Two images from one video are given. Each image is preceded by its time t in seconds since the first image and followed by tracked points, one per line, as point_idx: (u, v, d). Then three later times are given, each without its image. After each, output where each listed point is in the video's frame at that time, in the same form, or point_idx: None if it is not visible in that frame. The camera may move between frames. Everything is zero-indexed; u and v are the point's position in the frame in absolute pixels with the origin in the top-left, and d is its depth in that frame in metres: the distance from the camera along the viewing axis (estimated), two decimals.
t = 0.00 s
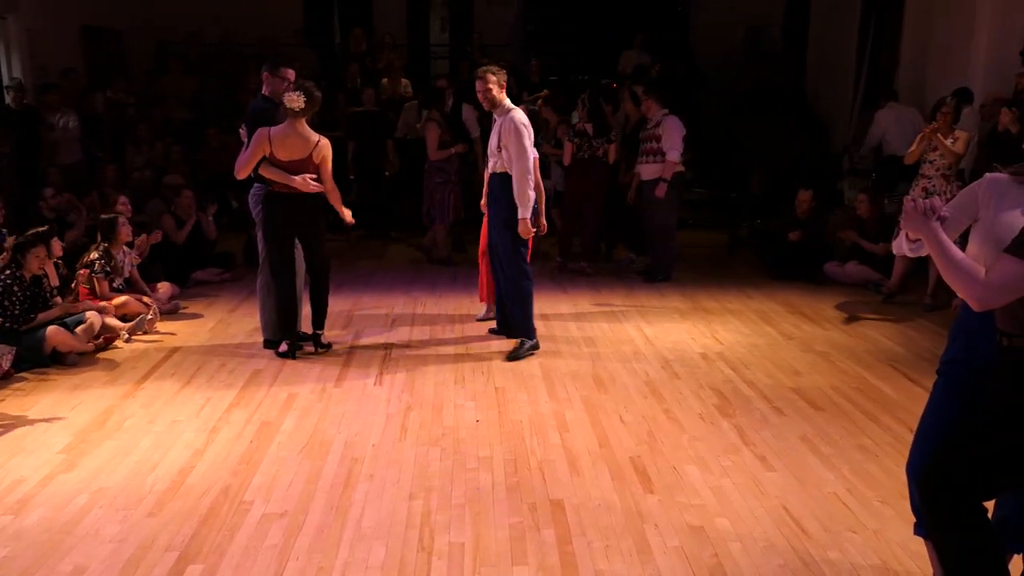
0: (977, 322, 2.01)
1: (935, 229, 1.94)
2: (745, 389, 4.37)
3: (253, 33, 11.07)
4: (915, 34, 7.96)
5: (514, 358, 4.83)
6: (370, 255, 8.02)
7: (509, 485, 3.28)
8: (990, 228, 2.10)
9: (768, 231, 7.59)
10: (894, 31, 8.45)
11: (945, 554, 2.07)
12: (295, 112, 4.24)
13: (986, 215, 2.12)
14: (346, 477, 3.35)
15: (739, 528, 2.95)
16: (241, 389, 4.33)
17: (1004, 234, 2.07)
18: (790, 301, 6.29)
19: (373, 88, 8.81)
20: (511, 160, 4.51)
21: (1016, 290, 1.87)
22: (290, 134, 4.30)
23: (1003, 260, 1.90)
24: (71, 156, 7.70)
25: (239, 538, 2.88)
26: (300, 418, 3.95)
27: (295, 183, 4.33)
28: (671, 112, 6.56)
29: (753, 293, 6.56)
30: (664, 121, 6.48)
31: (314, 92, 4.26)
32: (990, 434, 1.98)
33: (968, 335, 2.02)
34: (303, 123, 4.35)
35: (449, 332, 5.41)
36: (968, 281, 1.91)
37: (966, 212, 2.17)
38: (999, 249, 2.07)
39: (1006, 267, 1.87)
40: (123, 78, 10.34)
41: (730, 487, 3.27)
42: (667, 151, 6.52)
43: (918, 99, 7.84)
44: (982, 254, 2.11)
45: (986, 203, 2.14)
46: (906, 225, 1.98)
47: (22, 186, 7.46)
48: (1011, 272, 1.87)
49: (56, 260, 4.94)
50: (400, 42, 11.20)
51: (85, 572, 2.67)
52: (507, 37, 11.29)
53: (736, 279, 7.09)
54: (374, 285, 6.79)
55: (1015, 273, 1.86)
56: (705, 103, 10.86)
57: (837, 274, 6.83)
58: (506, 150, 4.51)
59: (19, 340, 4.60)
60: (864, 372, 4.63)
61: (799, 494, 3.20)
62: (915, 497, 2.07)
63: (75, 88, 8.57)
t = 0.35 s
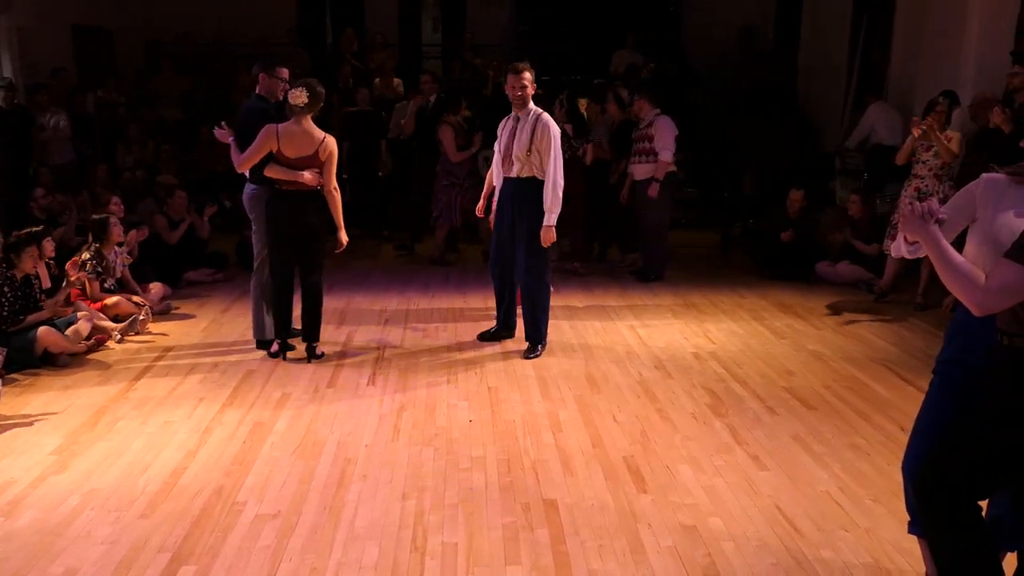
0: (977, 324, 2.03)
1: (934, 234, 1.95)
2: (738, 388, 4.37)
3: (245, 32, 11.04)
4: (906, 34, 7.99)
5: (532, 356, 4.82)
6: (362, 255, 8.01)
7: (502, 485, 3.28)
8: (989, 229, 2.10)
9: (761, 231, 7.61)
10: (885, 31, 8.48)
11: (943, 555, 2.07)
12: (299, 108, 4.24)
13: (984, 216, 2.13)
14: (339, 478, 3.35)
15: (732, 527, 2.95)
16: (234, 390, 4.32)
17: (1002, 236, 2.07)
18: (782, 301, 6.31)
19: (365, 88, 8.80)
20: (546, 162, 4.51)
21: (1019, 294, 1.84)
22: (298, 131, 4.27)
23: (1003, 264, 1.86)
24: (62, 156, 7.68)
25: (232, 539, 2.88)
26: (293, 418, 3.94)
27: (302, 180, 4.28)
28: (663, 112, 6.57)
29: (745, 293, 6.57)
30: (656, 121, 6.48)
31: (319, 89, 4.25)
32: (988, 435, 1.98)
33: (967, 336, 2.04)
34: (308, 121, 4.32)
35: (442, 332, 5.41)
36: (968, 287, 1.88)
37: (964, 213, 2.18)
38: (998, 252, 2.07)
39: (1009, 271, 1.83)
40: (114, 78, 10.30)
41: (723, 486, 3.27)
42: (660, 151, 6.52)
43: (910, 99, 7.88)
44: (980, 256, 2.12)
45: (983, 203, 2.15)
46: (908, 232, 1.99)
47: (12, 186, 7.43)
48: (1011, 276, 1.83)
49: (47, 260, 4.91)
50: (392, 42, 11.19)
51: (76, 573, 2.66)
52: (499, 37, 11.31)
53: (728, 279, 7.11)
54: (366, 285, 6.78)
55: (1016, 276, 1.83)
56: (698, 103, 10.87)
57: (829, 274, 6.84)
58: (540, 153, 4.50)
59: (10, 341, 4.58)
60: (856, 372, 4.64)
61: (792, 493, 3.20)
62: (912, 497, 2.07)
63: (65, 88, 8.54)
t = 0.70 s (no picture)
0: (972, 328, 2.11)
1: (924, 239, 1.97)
2: (729, 388, 4.38)
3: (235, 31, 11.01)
4: (896, 34, 8.03)
5: (517, 373, 4.54)
6: (353, 256, 8.00)
7: (493, 485, 3.28)
8: (981, 232, 2.12)
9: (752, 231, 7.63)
10: (874, 32, 8.52)
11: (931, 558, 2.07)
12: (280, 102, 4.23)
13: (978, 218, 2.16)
14: (330, 478, 3.34)
15: (723, 526, 2.96)
16: (225, 391, 4.31)
17: (994, 238, 2.09)
18: (773, 300, 6.33)
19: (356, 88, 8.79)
20: (572, 172, 4.33)
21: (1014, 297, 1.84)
22: (284, 126, 4.27)
23: (996, 266, 1.86)
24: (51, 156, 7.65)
25: (222, 540, 2.87)
26: (284, 419, 3.93)
27: (293, 176, 4.27)
28: (654, 113, 6.58)
29: (736, 293, 6.58)
30: (647, 121, 6.49)
31: (294, 83, 4.22)
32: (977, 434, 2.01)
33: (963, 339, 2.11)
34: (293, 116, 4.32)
35: (433, 332, 5.41)
36: (959, 294, 1.89)
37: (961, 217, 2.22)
38: (990, 253, 2.09)
39: (1001, 273, 1.83)
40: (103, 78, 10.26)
41: (714, 485, 3.28)
42: (650, 150, 6.53)
43: (899, 99, 7.91)
44: (972, 258, 2.14)
45: (977, 205, 2.18)
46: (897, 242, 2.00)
47: None
48: (1004, 279, 1.82)
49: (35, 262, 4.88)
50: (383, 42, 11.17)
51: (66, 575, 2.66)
52: (490, 37, 11.32)
53: (719, 279, 7.13)
54: (357, 286, 6.77)
55: (1009, 278, 1.82)
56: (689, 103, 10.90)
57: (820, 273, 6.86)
58: (567, 162, 4.31)
59: None
60: (845, 371, 4.66)
61: (782, 492, 3.22)
62: (904, 498, 2.08)
63: (53, 87, 8.49)
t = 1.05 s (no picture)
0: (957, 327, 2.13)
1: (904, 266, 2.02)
2: (718, 386, 4.39)
3: (223, 31, 10.97)
4: (883, 34, 8.07)
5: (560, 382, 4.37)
6: (342, 256, 7.98)
7: (484, 485, 3.28)
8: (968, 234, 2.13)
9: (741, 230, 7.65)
10: (861, 32, 8.55)
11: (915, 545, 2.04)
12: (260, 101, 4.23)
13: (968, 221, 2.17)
14: (320, 479, 3.33)
15: (713, 525, 2.97)
16: (213, 392, 4.29)
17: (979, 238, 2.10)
18: (762, 299, 6.35)
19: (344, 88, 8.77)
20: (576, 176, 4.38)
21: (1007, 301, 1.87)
22: (265, 125, 4.26)
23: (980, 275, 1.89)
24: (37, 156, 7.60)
25: (211, 542, 2.85)
26: (273, 420, 3.92)
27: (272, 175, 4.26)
28: (644, 113, 6.58)
29: (725, 292, 6.60)
30: (636, 121, 6.50)
31: (276, 82, 4.21)
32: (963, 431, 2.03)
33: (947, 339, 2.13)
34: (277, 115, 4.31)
35: (423, 332, 5.40)
36: (952, 313, 1.94)
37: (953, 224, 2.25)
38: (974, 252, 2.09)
39: (987, 285, 1.86)
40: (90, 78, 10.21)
41: (704, 484, 3.28)
42: (639, 150, 6.53)
43: (887, 99, 7.95)
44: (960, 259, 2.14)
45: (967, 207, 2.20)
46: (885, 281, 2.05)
47: None
48: (990, 284, 1.86)
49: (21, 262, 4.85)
50: (372, 41, 11.15)
51: None
52: (480, 37, 11.33)
53: (708, 278, 7.15)
54: (346, 286, 6.75)
55: (996, 289, 1.85)
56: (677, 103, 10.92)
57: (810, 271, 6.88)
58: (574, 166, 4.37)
59: None
60: (834, 369, 4.67)
61: (771, 491, 3.22)
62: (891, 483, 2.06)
63: (40, 87, 8.44)
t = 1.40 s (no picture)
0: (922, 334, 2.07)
1: (920, 395, 1.87)
2: (708, 386, 4.40)
3: (212, 31, 10.93)
4: (871, 35, 8.10)
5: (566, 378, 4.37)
6: (332, 256, 7.97)
7: (474, 484, 3.28)
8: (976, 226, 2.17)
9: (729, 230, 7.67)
10: (850, 32, 8.58)
11: (907, 551, 2.03)
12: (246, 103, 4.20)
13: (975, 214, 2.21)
14: (310, 480, 3.32)
15: (703, 524, 2.97)
16: (203, 393, 4.27)
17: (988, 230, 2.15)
18: (751, 298, 6.36)
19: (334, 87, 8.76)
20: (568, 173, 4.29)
21: (989, 303, 1.76)
22: (249, 125, 4.23)
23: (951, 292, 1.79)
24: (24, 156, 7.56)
25: (200, 544, 2.84)
26: (262, 421, 3.91)
27: (254, 175, 4.25)
28: (634, 113, 6.58)
29: (714, 291, 6.61)
30: (625, 122, 6.50)
31: (264, 83, 4.20)
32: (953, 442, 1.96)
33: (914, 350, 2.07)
34: (263, 116, 4.27)
35: (414, 332, 5.40)
36: (960, 353, 1.79)
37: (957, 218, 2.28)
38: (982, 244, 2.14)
39: (962, 299, 1.76)
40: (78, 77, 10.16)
41: (695, 484, 3.28)
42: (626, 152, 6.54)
43: (875, 99, 7.99)
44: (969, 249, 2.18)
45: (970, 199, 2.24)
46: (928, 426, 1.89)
47: None
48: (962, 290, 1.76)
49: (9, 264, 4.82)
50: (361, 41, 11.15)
51: None
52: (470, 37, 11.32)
53: (698, 277, 7.16)
54: (336, 286, 6.74)
55: (974, 296, 1.75)
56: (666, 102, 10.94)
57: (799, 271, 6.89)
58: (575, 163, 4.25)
59: None
60: (823, 368, 4.69)
61: (762, 490, 3.23)
62: (887, 483, 2.05)
63: (27, 87, 8.39)
